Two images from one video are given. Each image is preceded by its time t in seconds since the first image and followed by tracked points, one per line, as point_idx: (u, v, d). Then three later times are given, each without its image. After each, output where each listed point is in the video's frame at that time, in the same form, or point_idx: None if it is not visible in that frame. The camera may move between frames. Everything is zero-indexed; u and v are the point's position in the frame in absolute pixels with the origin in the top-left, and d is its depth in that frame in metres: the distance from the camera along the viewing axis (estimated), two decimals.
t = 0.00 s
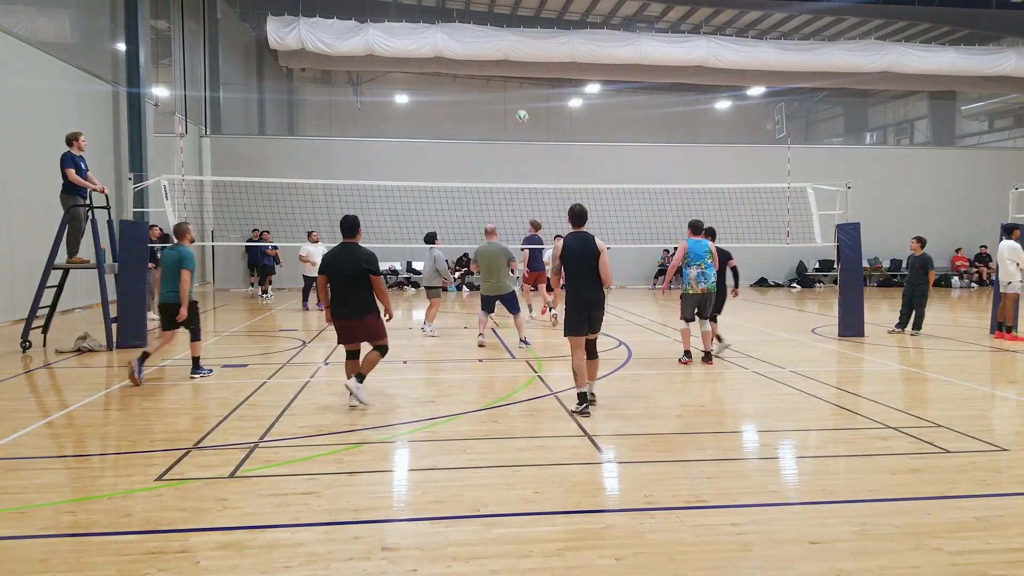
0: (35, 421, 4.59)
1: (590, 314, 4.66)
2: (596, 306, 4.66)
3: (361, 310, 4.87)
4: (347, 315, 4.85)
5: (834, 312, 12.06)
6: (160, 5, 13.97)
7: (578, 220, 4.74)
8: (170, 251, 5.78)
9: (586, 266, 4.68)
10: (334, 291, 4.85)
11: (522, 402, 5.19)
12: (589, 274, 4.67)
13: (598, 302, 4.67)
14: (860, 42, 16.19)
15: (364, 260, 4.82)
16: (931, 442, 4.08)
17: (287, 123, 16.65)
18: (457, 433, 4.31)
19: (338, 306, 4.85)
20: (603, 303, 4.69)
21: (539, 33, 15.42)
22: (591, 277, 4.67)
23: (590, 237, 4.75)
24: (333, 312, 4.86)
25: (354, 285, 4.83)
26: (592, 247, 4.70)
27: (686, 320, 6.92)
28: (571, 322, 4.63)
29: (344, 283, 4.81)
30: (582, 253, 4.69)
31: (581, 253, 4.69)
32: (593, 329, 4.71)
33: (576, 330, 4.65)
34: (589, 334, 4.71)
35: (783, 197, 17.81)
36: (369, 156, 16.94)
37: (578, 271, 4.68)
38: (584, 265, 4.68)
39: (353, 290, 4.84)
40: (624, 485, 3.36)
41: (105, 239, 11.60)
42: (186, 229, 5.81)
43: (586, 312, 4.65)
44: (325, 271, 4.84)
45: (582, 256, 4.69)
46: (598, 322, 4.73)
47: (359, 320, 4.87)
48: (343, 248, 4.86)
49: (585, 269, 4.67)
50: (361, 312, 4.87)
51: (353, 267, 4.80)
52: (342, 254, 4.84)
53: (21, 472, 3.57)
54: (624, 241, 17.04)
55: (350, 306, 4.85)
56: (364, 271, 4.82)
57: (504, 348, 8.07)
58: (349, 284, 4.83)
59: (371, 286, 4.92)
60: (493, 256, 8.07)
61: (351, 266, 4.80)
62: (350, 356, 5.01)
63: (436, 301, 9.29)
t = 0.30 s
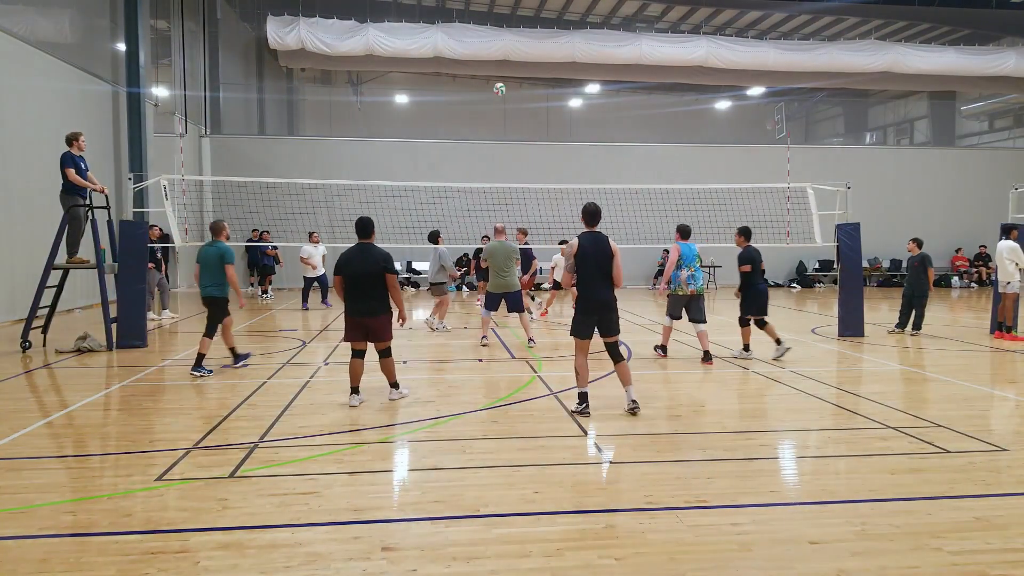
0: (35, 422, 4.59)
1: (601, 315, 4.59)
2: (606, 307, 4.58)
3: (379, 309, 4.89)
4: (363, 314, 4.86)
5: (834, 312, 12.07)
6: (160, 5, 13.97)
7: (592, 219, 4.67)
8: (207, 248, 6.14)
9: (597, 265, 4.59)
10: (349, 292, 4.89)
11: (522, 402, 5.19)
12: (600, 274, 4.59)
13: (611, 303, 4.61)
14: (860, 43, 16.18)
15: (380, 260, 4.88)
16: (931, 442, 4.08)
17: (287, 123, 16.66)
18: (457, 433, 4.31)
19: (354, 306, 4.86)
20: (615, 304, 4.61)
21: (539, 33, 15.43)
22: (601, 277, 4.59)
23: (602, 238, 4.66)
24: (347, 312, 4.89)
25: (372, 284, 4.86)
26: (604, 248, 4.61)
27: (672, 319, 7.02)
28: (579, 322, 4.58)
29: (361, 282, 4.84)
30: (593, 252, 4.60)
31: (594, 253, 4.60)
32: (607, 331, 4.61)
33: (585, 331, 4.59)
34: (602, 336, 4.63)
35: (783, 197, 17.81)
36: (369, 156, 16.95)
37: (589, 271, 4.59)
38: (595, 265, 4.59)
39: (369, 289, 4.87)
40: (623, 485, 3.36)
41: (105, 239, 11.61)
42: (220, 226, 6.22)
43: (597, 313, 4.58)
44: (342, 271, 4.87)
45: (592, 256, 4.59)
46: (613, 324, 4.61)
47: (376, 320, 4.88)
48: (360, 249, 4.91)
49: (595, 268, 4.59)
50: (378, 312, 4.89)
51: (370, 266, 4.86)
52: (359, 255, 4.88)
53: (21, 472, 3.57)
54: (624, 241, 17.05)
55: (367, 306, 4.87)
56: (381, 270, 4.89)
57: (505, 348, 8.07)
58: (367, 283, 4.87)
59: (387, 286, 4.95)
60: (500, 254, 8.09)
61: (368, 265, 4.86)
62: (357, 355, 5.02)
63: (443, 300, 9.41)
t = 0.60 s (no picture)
0: (35, 422, 4.59)
1: (614, 315, 4.57)
2: (620, 306, 4.57)
3: (388, 307, 4.90)
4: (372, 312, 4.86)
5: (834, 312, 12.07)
6: (160, 5, 13.96)
7: (604, 219, 4.65)
8: (241, 249, 6.49)
9: (612, 265, 4.60)
10: (358, 290, 4.88)
11: (522, 402, 5.19)
12: (613, 274, 4.59)
13: (625, 302, 4.60)
14: (860, 42, 16.18)
15: (393, 259, 4.90)
16: (932, 442, 4.08)
17: (287, 123, 16.65)
18: (457, 433, 4.31)
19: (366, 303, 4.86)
20: (628, 303, 4.61)
21: (539, 33, 15.42)
22: (615, 278, 4.58)
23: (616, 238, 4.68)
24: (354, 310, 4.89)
25: (383, 283, 4.87)
26: (618, 248, 4.62)
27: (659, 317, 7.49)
28: (593, 322, 4.56)
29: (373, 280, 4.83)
30: (608, 252, 4.59)
31: (609, 253, 4.60)
32: (620, 331, 4.60)
33: (598, 330, 4.57)
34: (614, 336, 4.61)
35: (783, 197, 17.81)
36: (369, 156, 16.94)
37: (603, 271, 4.57)
38: (609, 265, 4.59)
39: (380, 287, 4.87)
40: (624, 485, 3.36)
41: (105, 239, 11.61)
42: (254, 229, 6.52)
43: (610, 313, 4.56)
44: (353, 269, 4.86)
45: (606, 255, 4.59)
46: (625, 325, 4.60)
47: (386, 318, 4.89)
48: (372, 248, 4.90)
49: (609, 268, 4.59)
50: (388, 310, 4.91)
51: (383, 265, 4.86)
52: (371, 254, 4.87)
53: (21, 472, 3.57)
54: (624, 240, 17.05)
55: (378, 304, 4.87)
56: (392, 270, 4.90)
57: (505, 348, 8.07)
58: (377, 281, 4.87)
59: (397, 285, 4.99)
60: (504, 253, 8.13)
61: (381, 263, 4.85)
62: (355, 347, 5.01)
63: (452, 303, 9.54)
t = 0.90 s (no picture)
0: (35, 422, 4.59)
1: (618, 315, 4.57)
2: (624, 306, 4.57)
3: (382, 306, 4.90)
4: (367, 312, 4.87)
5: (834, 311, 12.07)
6: (160, 5, 13.97)
7: (609, 217, 4.63)
8: (269, 252, 6.88)
9: (617, 265, 4.59)
10: (353, 289, 4.89)
11: (522, 402, 5.19)
12: (618, 274, 4.59)
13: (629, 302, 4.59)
14: (860, 42, 16.18)
15: (385, 259, 4.89)
16: (932, 442, 4.08)
17: (287, 123, 16.65)
18: (457, 433, 4.31)
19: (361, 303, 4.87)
20: (632, 304, 4.61)
21: (539, 33, 15.42)
22: (620, 278, 4.58)
23: (620, 237, 4.68)
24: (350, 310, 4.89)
25: (376, 283, 4.87)
26: (622, 247, 4.62)
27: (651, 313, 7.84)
28: (597, 322, 4.54)
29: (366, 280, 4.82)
30: (612, 252, 4.59)
31: (613, 253, 4.59)
32: (622, 331, 4.60)
33: (601, 330, 4.56)
34: (616, 336, 4.61)
35: (784, 197, 17.81)
36: (369, 156, 16.94)
37: (608, 271, 4.56)
38: (615, 265, 4.58)
39: (372, 287, 4.86)
40: (624, 485, 3.35)
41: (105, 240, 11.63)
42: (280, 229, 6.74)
43: (614, 313, 4.55)
44: (347, 267, 4.86)
45: (611, 255, 4.58)
46: (627, 325, 4.61)
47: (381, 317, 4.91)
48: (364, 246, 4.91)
49: (614, 268, 4.58)
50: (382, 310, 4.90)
51: (375, 265, 4.84)
52: (363, 253, 4.87)
53: (21, 472, 3.57)
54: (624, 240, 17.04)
55: (371, 303, 4.88)
56: (384, 270, 4.88)
57: (506, 347, 8.08)
58: (370, 281, 4.86)
59: (391, 284, 5.00)
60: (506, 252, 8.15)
61: (373, 263, 4.84)
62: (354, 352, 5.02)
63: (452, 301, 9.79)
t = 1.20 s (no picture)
0: (35, 422, 4.58)
1: (624, 316, 4.57)
2: (628, 307, 4.56)
3: (381, 308, 4.91)
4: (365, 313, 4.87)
5: (834, 311, 12.08)
6: (160, 5, 13.97)
7: (615, 218, 4.66)
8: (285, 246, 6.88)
9: (623, 266, 4.58)
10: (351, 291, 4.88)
11: (522, 402, 5.19)
12: (623, 274, 4.57)
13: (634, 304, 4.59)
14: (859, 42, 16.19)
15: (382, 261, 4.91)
16: (932, 442, 4.08)
17: (287, 123, 16.65)
18: (457, 433, 4.31)
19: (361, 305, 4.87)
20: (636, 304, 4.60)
21: (539, 33, 15.43)
22: (625, 279, 4.56)
23: (626, 238, 4.66)
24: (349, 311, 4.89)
25: (375, 285, 4.89)
26: (627, 247, 4.60)
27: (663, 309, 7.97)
28: (600, 322, 4.55)
29: (362, 282, 4.83)
30: (618, 253, 4.57)
31: (618, 254, 4.58)
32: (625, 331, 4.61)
33: (605, 330, 4.57)
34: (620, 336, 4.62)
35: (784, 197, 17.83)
36: (369, 156, 16.95)
37: (612, 271, 4.56)
38: (620, 266, 4.57)
39: (369, 289, 4.88)
40: (624, 485, 3.36)
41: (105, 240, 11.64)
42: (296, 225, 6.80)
43: (617, 313, 4.55)
44: (345, 270, 4.85)
45: (616, 256, 4.57)
46: (630, 325, 4.61)
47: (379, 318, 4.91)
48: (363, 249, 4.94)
49: (619, 269, 4.57)
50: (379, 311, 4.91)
51: (372, 267, 4.86)
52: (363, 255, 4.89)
53: (21, 472, 3.57)
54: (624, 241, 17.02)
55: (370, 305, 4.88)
56: (383, 271, 4.89)
57: (506, 347, 8.09)
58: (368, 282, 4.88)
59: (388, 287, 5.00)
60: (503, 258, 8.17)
61: (370, 265, 4.87)
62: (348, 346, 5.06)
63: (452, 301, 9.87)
